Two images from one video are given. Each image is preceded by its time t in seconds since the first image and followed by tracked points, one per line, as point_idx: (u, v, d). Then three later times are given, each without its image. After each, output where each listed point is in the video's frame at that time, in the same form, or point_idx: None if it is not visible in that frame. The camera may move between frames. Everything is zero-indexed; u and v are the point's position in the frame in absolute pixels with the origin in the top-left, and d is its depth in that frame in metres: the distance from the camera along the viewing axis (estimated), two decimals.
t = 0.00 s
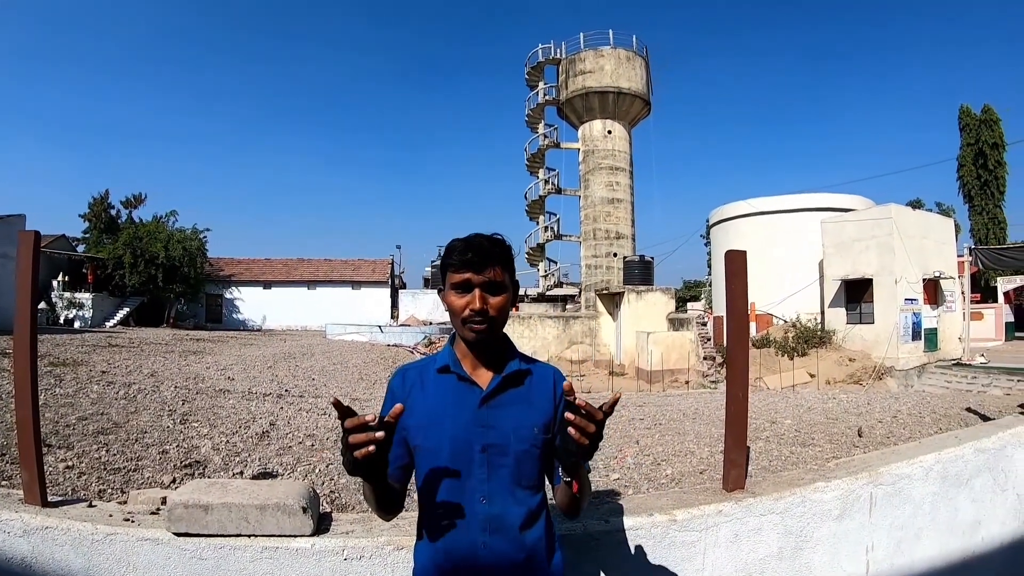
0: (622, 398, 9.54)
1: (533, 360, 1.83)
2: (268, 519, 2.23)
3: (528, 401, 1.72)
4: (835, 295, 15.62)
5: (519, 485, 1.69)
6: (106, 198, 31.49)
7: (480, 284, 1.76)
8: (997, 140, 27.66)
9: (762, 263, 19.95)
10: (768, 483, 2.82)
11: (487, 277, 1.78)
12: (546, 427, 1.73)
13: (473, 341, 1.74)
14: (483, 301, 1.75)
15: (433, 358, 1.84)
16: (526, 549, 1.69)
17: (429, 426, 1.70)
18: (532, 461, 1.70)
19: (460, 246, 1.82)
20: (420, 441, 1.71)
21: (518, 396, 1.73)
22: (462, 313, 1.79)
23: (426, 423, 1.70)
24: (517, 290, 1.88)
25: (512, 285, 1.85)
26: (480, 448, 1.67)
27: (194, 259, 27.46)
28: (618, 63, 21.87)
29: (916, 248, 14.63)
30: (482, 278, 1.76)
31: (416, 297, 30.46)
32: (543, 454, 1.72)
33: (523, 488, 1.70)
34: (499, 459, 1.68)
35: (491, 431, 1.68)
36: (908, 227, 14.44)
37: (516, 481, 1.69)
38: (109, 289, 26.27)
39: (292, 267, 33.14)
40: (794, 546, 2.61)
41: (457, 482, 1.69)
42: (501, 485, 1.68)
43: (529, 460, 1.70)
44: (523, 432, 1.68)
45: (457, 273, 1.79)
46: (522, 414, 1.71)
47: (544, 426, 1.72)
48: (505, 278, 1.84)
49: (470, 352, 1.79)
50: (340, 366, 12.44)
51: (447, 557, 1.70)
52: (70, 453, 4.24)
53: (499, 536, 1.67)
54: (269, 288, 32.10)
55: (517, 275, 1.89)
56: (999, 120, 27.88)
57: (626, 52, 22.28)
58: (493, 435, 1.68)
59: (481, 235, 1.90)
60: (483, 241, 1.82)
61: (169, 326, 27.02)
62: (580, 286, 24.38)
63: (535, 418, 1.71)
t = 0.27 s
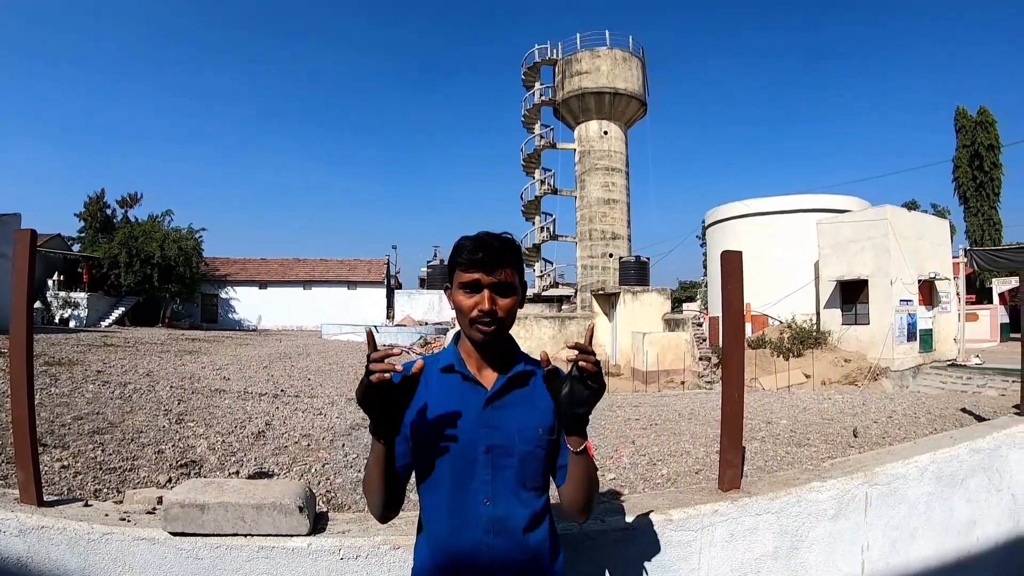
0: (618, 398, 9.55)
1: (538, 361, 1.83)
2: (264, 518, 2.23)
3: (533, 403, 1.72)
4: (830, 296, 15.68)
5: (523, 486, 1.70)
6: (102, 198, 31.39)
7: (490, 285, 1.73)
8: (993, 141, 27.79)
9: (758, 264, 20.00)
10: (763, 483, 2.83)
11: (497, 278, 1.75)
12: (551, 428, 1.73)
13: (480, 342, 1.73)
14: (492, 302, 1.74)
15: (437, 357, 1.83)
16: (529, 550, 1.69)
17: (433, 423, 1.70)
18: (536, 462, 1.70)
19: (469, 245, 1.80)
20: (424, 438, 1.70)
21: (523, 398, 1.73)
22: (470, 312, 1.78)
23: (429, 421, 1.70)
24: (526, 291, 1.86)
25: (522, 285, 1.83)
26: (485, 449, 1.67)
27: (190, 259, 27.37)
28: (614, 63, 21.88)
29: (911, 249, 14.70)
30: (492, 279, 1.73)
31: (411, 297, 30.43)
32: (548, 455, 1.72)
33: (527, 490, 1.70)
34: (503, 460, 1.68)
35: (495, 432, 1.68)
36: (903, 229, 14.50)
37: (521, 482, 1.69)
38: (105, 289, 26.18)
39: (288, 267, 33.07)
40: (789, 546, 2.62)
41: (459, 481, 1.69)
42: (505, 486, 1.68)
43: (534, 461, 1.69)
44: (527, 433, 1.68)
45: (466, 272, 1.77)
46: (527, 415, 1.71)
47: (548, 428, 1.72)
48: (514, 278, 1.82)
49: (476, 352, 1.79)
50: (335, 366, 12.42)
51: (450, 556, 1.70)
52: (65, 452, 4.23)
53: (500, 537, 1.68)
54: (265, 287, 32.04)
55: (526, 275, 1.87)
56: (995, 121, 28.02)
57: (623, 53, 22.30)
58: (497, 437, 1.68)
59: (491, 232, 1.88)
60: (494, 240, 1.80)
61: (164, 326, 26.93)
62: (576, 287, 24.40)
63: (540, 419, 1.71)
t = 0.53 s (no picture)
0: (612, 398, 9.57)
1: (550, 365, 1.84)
2: (258, 519, 2.23)
3: (542, 408, 1.74)
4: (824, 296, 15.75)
5: (529, 491, 1.70)
6: (96, 197, 31.22)
7: (503, 286, 1.71)
8: (986, 143, 27.99)
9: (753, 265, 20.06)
10: (757, 484, 2.84)
11: (512, 279, 1.74)
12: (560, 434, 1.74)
13: (492, 343, 1.72)
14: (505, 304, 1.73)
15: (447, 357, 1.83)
16: (533, 555, 1.70)
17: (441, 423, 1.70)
18: (543, 468, 1.71)
19: (484, 244, 1.79)
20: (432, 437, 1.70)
21: (533, 403, 1.73)
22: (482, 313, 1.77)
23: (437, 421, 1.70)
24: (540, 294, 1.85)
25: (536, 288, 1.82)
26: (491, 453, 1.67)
27: (183, 258, 27.21)
28: (608, 64, 21.91)
29: (904, 250, 14.77)
30: (507, 280, 1.72)
31: (406, 297, 30.38)
32: (556, 460, 1.72)
33: (534, 494, 1.71)
34: (511, 465, 1.68)
35: (503, 436, 1.68)
36: (896, 229, 14.57)
37: (529, 487, 1.69)
38: (98, 288, 26.02)
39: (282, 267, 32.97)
40: (783, 545, 2.63)
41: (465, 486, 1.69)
42: (511, 490, 1.69)
43: (541, 465, 1.70)
44: (537, 437, 1.69)
45: (481, 272, 1.76)
46: (536, 420, 1.71)
47: (557, 434, 1.72)
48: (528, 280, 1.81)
49: (486, 354, 1.79)
50: (330, 366, 12.38)
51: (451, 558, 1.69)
52: (58, 452, 4.21)
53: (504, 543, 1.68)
54: (258, 287, 31.94)
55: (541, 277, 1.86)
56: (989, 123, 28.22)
57: (617, 53, 22.33)
58: (506, 442, 1.68)
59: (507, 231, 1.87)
60: (509, 239, 1.79)
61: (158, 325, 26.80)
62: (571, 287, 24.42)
63: (548, 425, 1.72)
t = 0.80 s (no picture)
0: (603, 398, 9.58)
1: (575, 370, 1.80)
2: (248, 519, 2.22)
3: (565, 415, 1.69)
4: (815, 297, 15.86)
5: (549, 502, 1.64)
6: (87, 196, 31.02)
7: (530, 285, 1.70)
8: (977, 145, 28.28)
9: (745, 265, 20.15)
10: (748, 483, 2.86)
11: (539, 277, 1.71)
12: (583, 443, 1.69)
13: (518, 344, 1.69)
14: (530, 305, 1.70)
15: (474, 357, 1.82)
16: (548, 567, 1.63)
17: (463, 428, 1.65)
18: (565, 479, 1.66)
19: (512, 241, 1.77)
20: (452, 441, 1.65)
21: (558, 409, 1.69)
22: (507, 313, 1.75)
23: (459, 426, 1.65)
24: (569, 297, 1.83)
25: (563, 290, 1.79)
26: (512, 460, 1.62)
27: (175, 258, 26.88)
28: (600, 64, 21.93)
29: (894, 251, 14.88)
30: (533, 279, 1.70)
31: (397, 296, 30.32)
32: (576, 473, 1.67)
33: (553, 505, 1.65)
34: (532, 472, 1.63)
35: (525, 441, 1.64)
36: (886, 230, 14.67)
37: (547, 498, 1.64)
38: (89, 287, 25.82)
39: (273, 266, 32.85)
40: (772, 545, 2.65)
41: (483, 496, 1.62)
42: (531, 499, 1.63)
43: (562, 476, 1.65)
44: (560, 447, 1.65)
45: (506, 271, 1.74)
46: (559, 428, 1.67)
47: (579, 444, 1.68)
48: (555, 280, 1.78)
49: (511, 355, 1.75)
50: (321, 366, 12.35)
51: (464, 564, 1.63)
52: (47, 452, 4.18)
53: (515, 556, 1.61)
54: (250, 287, 31.79)
55: (571, 279, 1.83)
56: (979, 125, 28.51)
57: (609, 54, 22.36)
58: (528, 447, 1.64)
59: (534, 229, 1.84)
60: (538, 237, 1.77)
61: (148, 325, 26.64)
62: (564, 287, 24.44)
63: (572, 435, 1.67)
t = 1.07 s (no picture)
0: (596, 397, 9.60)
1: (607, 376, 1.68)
2: (238, 519, 2.22)
3: (594, 425, 1.58)
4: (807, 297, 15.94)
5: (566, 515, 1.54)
6: (79, 195, 30.84)
7: (562, 281, 1.60)
8: (969, 145, 28.51)
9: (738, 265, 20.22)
10: (739, 482, 2.87)
11: (572, 273, 1.61)
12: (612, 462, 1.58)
13: (549, 344, 1.59)
14: (563, 303, 1.60)
15: (499, 353, 1.68)
16: None
17: (483, 432, 1.52)
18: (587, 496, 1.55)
19: (547, 234, 1.67)
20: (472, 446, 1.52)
21: (586, 419, 1.58)
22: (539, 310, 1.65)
23: (479, 429, 1.53)
24: (605, 297, 1.72)
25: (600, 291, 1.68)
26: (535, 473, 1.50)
27: (166, 257, 26.72)
28: (593, 64, 21.96)
29: (886, 251, 14.97)
30: (566, 274, 1.60)
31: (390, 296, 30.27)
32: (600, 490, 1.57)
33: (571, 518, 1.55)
34: (552, 484, 1.52)
35: (546, 449, 1.52)
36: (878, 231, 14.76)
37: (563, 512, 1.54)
38: (80, 287, 25.66)
39: (266, 266, 32.75)
40: (763, 544, 2.67)
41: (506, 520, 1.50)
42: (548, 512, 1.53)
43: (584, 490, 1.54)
44: (583, 459, 1.53)
45: (540, 265, 1.65)
46: (586, 440, 1.55)
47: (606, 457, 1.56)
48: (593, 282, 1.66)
49: (541, 355, 1.64)
50: (314, 365, 12.31)
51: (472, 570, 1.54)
52: (38, 453, 4.15)
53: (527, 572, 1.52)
54: (243, 287, 31.65)
55: (608, 277, 1.72)
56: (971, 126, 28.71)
57: (602, 54, 22.40)
58: (549, 456, 1.52)
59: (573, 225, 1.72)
60: (574, 232, 1.67)
61: (140, 325, 26.51)
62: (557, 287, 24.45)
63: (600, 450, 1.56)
